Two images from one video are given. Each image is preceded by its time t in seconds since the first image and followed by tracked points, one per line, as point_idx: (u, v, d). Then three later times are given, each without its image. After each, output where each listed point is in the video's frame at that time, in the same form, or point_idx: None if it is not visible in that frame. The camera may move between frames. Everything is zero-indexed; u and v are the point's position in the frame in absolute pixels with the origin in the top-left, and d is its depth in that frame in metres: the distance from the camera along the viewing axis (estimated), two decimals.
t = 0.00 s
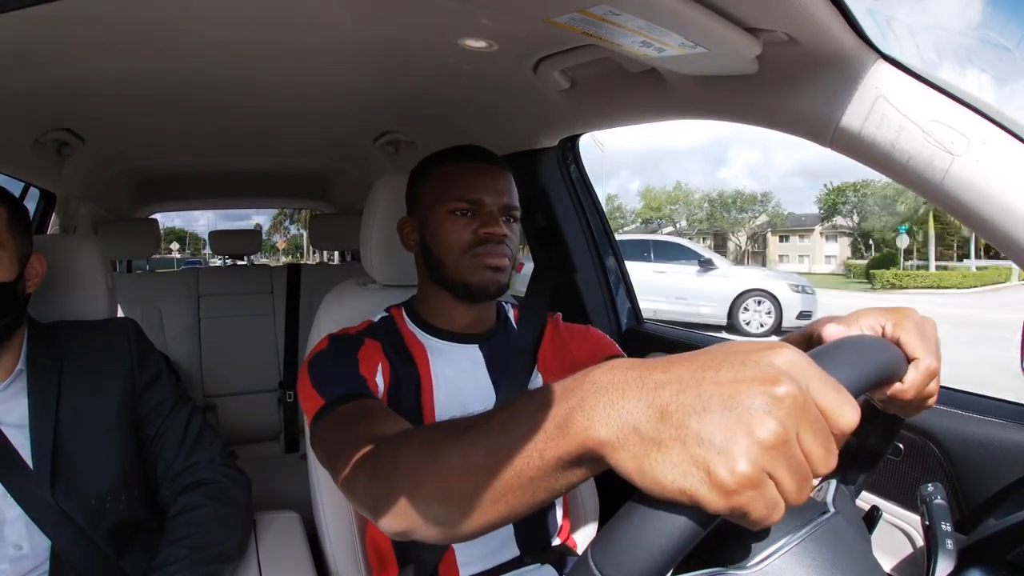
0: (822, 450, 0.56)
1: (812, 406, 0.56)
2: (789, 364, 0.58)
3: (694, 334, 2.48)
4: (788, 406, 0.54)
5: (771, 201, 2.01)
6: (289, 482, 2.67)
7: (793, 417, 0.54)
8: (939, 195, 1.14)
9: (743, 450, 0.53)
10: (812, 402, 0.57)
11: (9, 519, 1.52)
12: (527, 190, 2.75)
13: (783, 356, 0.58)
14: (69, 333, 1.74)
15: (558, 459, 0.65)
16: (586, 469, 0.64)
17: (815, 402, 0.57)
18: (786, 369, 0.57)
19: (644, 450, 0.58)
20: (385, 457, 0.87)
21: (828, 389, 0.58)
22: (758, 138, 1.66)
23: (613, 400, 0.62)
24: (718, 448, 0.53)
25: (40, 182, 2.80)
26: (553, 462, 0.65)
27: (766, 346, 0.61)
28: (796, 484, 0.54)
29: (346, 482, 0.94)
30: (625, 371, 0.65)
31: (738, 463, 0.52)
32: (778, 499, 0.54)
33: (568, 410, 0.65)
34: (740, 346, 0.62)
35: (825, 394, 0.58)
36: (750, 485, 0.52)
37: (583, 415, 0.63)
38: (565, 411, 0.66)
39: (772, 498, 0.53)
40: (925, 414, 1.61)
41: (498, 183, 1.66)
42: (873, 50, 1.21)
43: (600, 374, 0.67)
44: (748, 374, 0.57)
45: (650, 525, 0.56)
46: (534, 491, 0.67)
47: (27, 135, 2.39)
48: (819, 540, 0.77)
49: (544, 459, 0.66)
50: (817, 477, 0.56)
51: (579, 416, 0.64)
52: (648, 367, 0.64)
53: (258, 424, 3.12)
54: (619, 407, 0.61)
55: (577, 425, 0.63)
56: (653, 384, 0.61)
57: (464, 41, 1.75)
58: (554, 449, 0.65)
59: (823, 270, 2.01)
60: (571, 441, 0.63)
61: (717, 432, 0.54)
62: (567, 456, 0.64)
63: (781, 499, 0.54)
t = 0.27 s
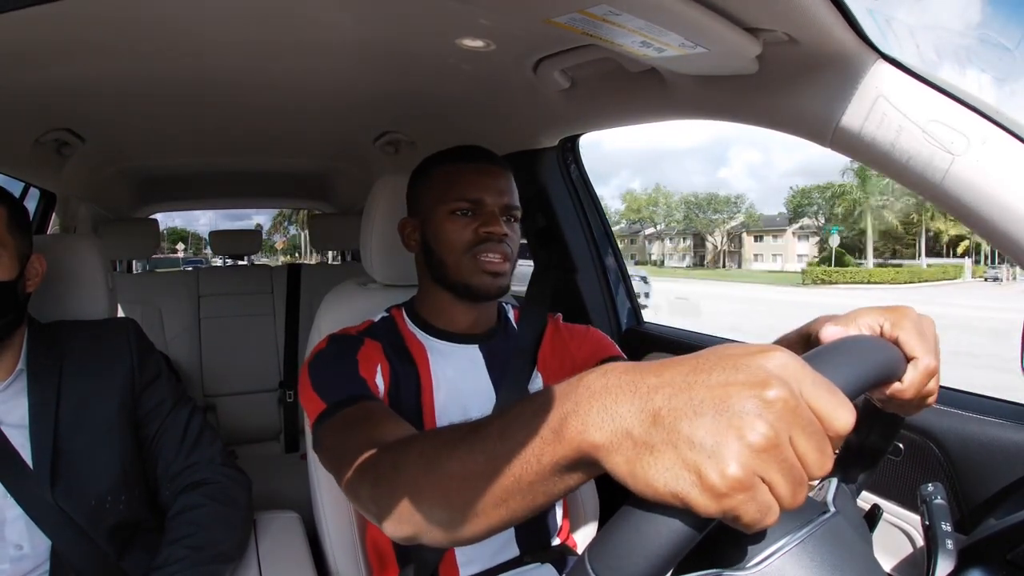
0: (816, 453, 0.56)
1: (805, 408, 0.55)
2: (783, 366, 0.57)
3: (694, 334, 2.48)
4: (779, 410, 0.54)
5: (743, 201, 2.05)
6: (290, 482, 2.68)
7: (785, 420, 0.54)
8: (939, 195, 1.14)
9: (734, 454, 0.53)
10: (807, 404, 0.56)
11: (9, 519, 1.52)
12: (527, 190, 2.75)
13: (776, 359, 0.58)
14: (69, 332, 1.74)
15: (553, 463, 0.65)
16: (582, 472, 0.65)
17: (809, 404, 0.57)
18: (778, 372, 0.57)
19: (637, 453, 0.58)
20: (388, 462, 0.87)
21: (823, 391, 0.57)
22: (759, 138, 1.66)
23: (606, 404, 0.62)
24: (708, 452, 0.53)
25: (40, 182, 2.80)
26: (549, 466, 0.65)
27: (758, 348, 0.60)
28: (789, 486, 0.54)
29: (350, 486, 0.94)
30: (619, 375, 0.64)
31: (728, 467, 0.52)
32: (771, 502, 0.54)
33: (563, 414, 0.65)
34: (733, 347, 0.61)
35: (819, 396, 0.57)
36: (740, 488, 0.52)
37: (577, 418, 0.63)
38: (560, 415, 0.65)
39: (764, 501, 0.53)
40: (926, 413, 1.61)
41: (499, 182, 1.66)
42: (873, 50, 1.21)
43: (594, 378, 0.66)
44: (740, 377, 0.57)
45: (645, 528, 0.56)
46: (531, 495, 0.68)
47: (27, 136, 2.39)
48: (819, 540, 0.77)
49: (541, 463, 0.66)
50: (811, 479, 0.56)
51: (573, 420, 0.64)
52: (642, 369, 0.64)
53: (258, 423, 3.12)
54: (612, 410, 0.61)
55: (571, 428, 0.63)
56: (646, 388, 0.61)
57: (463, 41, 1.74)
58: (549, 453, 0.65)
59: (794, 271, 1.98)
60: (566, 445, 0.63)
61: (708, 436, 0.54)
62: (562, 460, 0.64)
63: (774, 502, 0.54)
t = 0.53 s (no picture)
0: (814, 452, 0.56)
1: (803, 408, 0.55)
2: (781, 366, 0.57)
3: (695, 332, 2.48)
4: (777, 410, 0.54)
5: (718, 205, 2.16)
6: (291, 481, 2.68)
7: (783, 420, 0.54)
8: (941, 194, 1.14)
9: (731, 455, 0.53)
10: (804, 404, 0.56)
11: (10, 518, 1.52)
12: (527, 188, 2.75)
13: (774, 358, 0.58)
14: (70, 332, 1.74)
15: (552, 463, 0.65)
16: (581, 472, 0.65)
17: (807, 404, 0.57)
18: (776, 372, 0.57)
19: (635, 453, 0.58)
20: (389, 462, 0.87)
21: (821, 390, 0.57)
22: (759, 137, 1.66)
23: (605, 404, 0.62)
24: (706, 452, 0.53)
25: (40, 181, 2.80)
26: (548, 466, 0.65)
27: (756, 347, 0.60)
28: (786, 486, 0.54)
29: (352, 486, 0.94)
30: (618, 374, 0.64)
31: (726, 467, 0.52)
32: (768, 502, 0.54)
33: (562, 414, 0.65)
34: (732, 347, 0.61)
35: (817, 395, 0.57)
36: (738, 488, 0.52)
37: (576, 418, 0.63)
38: (559, 415, 0.65)
39: (761, 502, 0.53)
40: (926, 412, 1.61)
41: (503, 183, 1.66)
42: (874, 49, 1.21)
43: (593, 377, 0.66)
44: (737, 377, 0.57)
45: (644, 528, 0.56)
46: (531, 494, 0.68)
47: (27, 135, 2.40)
48: (818, 538, 0.77)
49: (540, 463, 0.66)
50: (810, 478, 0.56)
51: (572, 420, 0.64)
52: (641, 369, 0.64)
53: (258, 422, 3.12)
54: (610, 410, 0.61)
55: (571, 428, 0.63)
56: (645, 388, 0.61)
57: (463, 38, 1.74)
58: (548, 453, 0.65)
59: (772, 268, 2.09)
60: (565, 445, 0.64)
61: (706, 436, 0.54)
62: (560, 460, 0.64)
63: (772, 502, 0.54)
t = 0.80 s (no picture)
0: (815, 453, 0.56)
1: (804, 410, 0.55)
2: (782, 367, 0.57)
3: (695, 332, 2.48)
4: (778, 412, 0.54)
5: (695, 208, 2.23)
6: (291, 482, 2.68)
7: (784, 423, 0.54)
8: (941, 194, 1.14)
9: (733, 458, 0.53)
10: (806, 406, 0.56)
11: (12, 520, 1.52)
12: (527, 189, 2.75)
13: (775, 360, 0.58)
14: (70, 334, 1.74)
15: (553, 464, 0.65)
16: (581, 473, 0.65)
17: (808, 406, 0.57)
18: (777, 374, 0.57)
19: (636, 455, 0.58)
20: (388, 464, 0.87)
21: (822, 392, 0.57)
22: (760, 138, 1.67)
23: (606, 405, 0.62)
24: (707, 454, 0.53)
25: (40, 183, 2.80)
26: (548, 467, 0.65)
27: (756, 348, 0.60)
28: (788, 488, 0.54)
29: (352, 487, 0.94)
30: (619, 376, 0.64)
31: (727, 470, 0.52)
32: (770, 504, 0.54)
33: (562, 416, 0.65)
34: (732, 348, 0.61)
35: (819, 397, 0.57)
36: (739, 490, 0.52)
37: (576, 419, 0.63)
38: (559, 416, 0.65)
39: (763, 504, 0.53)
40: (927, 411, 1.61)
41: (507, 189, 1.66)
42: (873, 49, 1.21)
43: (594, 378, 0.66)
44: (738, 379, 0.56)
45: (645, 530, 0.56)
46: (531, 495, 0.68)
47: (27, 137, 2.40)
48: (819, 538, 0.77)
49: (541, 463, 0.66)
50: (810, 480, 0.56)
51: (572, 421, 0.64)
52: (641, 370, 0.63)
53: (259, 424, 3.12)
54: (611, 412, 0.61)
55: (571, 430, 0.63)
56: (645, 389, 0.61)
57: (459, 39, 1.74)
58: (548, 454, 0.65)
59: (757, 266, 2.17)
60: (565, 446, 0.64)
61: (707, 438, 0.54)
62: (561, 461, 0.64)
63: (773, 503, 0.54)
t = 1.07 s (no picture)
0: (816, 453, 0.55)
1: (805, 410, 0.55)
2: (783, 367, 0.57)
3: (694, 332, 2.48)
4: (778, 412, 0.54)
5: (682, 208, 2.21)
6: (292, 482, 2.68)
7: (784, 422, 0.54)
8: (942, 194, 1.14)
9: (732, 457, 0.53)
10: (807, 407, 0.56)
11: (12, 519, 1.52)
12: (528, 188, 2.75)
13: (775, 359, 0.58)
14: (70, 332, 1.74)
15: (553, 461, 0.65)
16: (581, 471, 0.65)
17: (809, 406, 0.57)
18: (778, 374, 0.56)
19: (636, 453, 0.58)
20: (388, 461, 0.87)
21: (823, 392, 0.57)
22: (760, 137, 1.67)
23: (606, 403, 0.62)
24: (706, 454, 0.54)
25: (40, 183, 2.80)
26: (548, 465, 0.65)
27: (757, 348, 0.60)
28: (788, 488, 0.54)
29: (352, 484, 0.94)
30: (620, 373, 0.65)
31: (727, 469, 0.52)
32: (770, 503, 0.54)
33: (563, 413, 0.65)
34: (733, 348, 0.61)
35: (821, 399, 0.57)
36: (738, 489, 0.53)
37: (577, 417, 0.63)
38: (560, 413, 0.65)
39: (762, 504, 0.53)
40: (927, 411, 1.61)
41: (503, 185, 1.65)
42: (874, 48, 1.21)
43: (595, 376, 0.66)
44: (739, 378, 0.56)
45: (645, 529, 0.56)
46: (531, 492, 0.68)
47: (28, 136, 2.40)
48: (820, 538, 0.77)
49: (541, 461, 0.66)
50: (810, 480, 0.56)
51: (573, 418, 0.64)
52: (642, 368, 0.64)
53: (259, 423, 3.12)
54: (611, 410, 0.61)
55: (572, 427, 0.63)
56: (646, 387, 0.61)
57: (457, 38, 1.74)
58: (549, 451, 0.65)
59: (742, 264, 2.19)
60: (566, 444, 0.64)
61: (708, 437, 0.54)
62: (561, 459, 0.64)
63: (773, 503, 0.54)
